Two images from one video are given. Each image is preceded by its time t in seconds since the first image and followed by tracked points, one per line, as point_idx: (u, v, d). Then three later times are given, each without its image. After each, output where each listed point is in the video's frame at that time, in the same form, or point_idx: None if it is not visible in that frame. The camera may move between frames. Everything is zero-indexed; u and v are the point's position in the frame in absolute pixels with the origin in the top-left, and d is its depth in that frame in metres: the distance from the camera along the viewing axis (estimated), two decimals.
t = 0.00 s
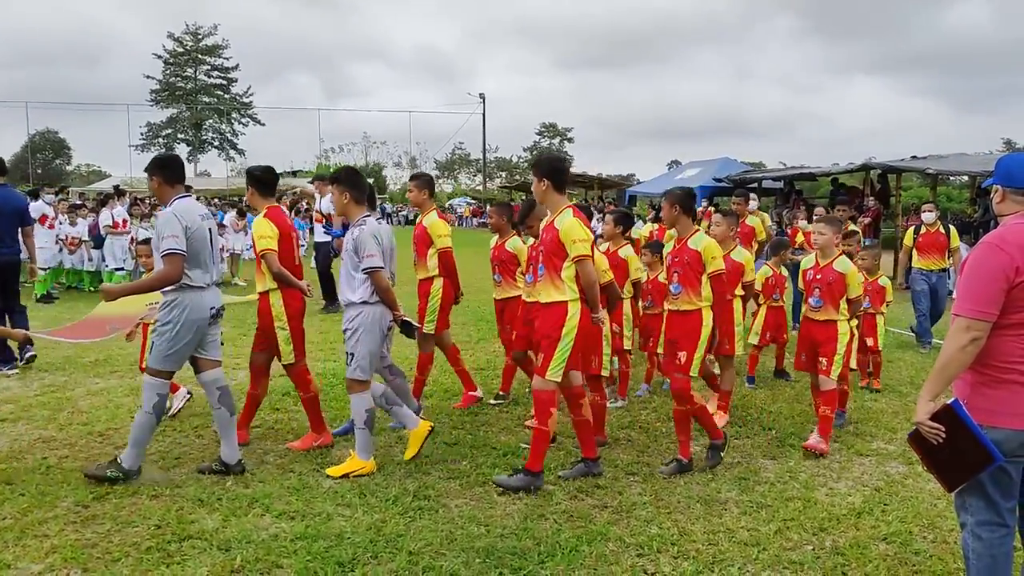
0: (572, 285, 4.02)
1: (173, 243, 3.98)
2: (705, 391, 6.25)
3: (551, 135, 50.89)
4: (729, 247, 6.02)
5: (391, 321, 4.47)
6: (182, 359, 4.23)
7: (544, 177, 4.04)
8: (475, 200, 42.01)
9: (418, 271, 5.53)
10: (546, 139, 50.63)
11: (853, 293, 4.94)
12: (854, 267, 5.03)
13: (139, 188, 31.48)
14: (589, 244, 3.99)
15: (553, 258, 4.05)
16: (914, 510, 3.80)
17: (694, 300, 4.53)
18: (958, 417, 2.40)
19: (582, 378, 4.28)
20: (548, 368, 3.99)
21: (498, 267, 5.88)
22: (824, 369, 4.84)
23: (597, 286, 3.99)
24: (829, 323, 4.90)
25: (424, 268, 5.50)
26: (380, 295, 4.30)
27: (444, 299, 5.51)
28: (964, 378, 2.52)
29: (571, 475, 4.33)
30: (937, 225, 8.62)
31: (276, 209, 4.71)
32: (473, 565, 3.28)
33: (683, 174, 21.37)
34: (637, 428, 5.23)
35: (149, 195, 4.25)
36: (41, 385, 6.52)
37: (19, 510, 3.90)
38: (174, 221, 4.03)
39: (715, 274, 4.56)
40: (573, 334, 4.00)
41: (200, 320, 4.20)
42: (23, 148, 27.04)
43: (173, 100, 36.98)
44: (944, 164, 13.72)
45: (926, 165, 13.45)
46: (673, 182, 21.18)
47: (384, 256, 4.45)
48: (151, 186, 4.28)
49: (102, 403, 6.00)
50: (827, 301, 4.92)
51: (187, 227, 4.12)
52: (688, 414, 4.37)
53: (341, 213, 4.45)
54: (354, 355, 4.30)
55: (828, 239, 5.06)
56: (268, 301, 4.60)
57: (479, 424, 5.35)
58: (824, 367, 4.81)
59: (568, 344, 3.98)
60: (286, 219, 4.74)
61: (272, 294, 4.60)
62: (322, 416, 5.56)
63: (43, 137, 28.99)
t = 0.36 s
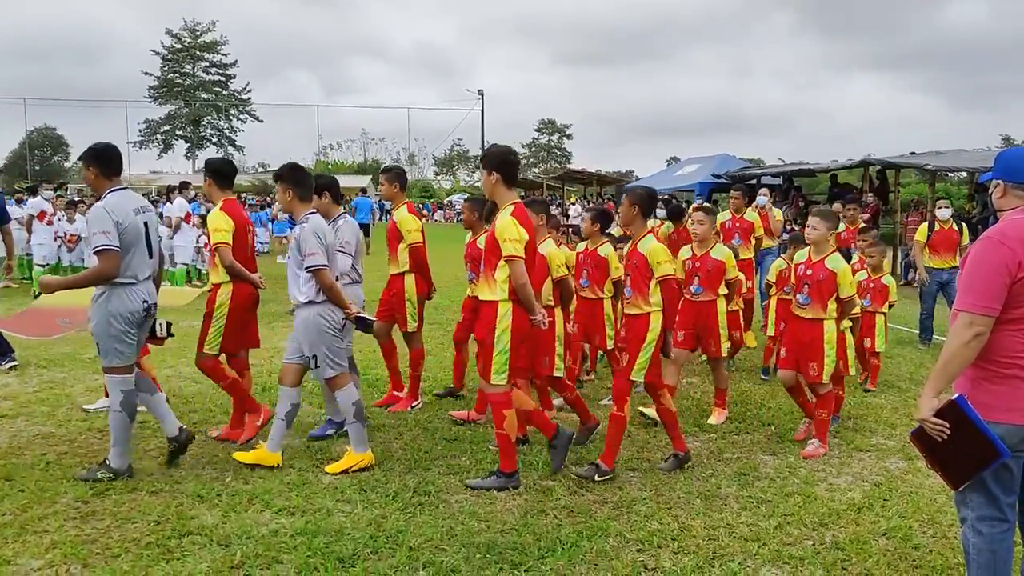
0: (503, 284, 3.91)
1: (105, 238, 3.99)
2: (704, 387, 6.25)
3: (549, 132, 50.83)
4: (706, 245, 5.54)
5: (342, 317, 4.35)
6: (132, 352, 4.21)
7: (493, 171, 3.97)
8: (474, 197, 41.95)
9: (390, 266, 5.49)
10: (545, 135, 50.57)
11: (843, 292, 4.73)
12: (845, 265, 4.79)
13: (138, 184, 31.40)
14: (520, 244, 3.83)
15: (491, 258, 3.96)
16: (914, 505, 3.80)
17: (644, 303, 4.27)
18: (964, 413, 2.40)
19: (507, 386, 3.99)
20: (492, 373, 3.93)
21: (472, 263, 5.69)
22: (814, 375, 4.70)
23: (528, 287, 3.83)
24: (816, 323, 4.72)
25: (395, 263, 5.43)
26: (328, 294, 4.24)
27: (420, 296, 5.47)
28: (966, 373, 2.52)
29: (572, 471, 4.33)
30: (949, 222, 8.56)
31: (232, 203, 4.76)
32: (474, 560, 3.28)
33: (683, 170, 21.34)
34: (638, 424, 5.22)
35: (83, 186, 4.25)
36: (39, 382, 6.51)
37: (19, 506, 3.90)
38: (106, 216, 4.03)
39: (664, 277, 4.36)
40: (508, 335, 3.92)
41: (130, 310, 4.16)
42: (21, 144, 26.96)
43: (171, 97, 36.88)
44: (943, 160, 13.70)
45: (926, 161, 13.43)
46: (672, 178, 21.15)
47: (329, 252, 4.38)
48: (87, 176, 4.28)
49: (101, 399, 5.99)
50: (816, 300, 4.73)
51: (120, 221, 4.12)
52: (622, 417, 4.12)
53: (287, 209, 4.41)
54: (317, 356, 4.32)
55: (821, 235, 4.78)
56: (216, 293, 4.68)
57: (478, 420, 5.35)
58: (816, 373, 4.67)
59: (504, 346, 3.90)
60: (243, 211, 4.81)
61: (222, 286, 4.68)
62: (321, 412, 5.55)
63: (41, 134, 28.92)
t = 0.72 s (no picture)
0: (453, 282, 3.86)
1: (48, 234, 3.97)
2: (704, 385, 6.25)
3: (548, 129, 50.78)
4: (666, 241, 5.62)
5: (278, 316, 4.35)
6: (96, 349, 4.25)
7: (432, 166, 3.97)
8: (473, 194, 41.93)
9: (357, 267, 5.28)
10: (544, 132, 50.53)
11: (823, 293, 4.56)
12: (820, 262, 4.63)
13: (137, 182, 31.36)
14: (463, 241, 3.82)
15: (435, 256, 3.95)
16: (914, 502, 3.81)
17: (595, 299, 4.15)
18: (964, 410, 2.40)
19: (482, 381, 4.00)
20: (465, 374, 3.92)
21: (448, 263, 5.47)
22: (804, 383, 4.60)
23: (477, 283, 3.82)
24: (800, 329, 4.55)
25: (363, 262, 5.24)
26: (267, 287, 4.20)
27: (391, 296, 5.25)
28: (966, 370, 2.53)
29: (573, 468, 4.33)
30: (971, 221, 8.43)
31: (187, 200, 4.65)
32: (475, 557, 3.28)
33: (682, 167, 21.33)
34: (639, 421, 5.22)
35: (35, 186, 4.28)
36: (40, 378, 6.50)
37: (20, 503, 3.90)
38: (50, 213, 4.01)
39: (614, 272, 4.07)
40: (469, 334, 3.89)
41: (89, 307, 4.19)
42: (21, 142, 26.93)
43: (170, 94, 36.81)
44: (943, 157, 13.70)
45: (926, 158, 13.42)
46: (672, 176, 21.14)
47: (271, 245, 4.35)
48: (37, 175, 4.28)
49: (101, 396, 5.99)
50: (797, 305, 4.56)
51: (65, 218, 4.10)
52: (614, 417, 4.09)
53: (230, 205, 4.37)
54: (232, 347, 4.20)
55: (790, 237, 4.64)
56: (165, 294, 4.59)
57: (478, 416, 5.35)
58: (807, 381, 4.58)
59: (469, 344, 3.88)
60: (196, 211, 4.68)
61: (171, 287, 4.58)
62: (322, 409, 5.55)
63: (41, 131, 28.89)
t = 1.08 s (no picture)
0: (393, 275, 3.84)
1: None
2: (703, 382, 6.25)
3: (548, 127, 50.76)
4: (637, 240, 5.33)
5: (227, 317, 4.30)
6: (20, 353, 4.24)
7: (369, 159, 3.91)
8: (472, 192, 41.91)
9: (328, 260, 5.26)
10: (544, 129, 50.49)
11: (786, 287, 4.38)
12: (781, 257, 4.44)
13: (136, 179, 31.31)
14: (408, 230, 3.84)
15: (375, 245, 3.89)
16: (913, 499, 3.82)
17: (544, 298, 4.07)
18: (964, 408, 2.41)
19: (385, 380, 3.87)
20: (373, 367, 3.82)
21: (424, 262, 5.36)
22: (752, 376, 4.30)
23: (420, 273, 3.85)
24: (762, 325, 4.38)
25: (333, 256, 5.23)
26: (212, 287, 4.15)
27: (355, 289, 5.18)
28: (966, 367, 2.53)
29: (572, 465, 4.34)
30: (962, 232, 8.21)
31: (137, 196, 4.60)
32: (475, 554, 3.29)
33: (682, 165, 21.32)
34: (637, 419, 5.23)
35: None
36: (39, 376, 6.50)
37: (20, 500, 3.90)
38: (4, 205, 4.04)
39: (563, 271, 4.04)
40: (407, 327, 3.88)
41: (32, 307, 4.21)
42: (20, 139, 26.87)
43: (169, 91, 36.74)
44: (943, 155, 13.71)
45: (925, 156, 13.42)
46: (671, 173, 21.14)
47: (219, 244, 4.30)
48: None
49: (99, 393, 5.98)
50: (760, 300, 4.41)
51: (18, 210, 4.14)
52: (583, 415, 4.08)
53: (174, 205, 4.33)
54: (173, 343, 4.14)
55: (746, 232, 4.42)
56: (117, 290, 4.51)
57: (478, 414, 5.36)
58: (751, 372, 4.30)
59: (394, 338, 3.82)
60: (144, 206, 4.61)
61: (122, 283, 4.50)
62: (321, 406, 5.55)
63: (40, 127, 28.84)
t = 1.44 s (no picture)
0: (328, 281, 3.78)
1: None
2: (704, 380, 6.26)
3: (547, 125, 50.72)
4: (609, 241, 4.96)
5: (161, 313, 4.24)
6: None
7: (306, 162, 3.85)
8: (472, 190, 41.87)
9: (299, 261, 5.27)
10: (544, 127, 50.45)
11: (741, 297, 4.07)
12: (740, 264, 4.11)
13: (136, 176, 31.26)
14: (343, 235, 3.74)
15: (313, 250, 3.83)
16: (913, 497, 3.82)
17: (494, 291, 3.98)
18: (963, 407, 2.40)
19: (364, 376, 3.95)
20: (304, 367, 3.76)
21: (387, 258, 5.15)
22: (701, 383, 4.11)
23: (355, 280, 3.74)
24: (715, 333, 4.10)
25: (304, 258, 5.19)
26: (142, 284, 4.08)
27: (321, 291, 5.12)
28: (966, 365, 2.53)
29: (572, 462, 4.34)
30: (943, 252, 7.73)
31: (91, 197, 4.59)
32: (475, 551, 3.29)
33: (682, 163, 21.29)
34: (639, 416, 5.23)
35: None
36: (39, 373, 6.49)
37: (20, 497, 3.90)
38: None
39: (513, 261, 4.00)
40: (341, 333, 3.79)
41: None
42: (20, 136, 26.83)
43: (169, 88, 36.67)
44: (942, 153, 13.70)
45: (925, 154, 13.40)
46: (671, 171, 21.12)
47: (151, 241, 4.23)
48: None
49: (99, 390, 5.97)
50: (714, 310, 4.11)
51: None
52: (481, 419, 3.98)
53: (111, 199, 4.30)
54: (121, 348, 4.09)
55: (704, 237, 4.13)
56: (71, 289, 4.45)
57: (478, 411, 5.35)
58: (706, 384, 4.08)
59: (321, 343, 3.74)
60: (99, 207, 4.60)
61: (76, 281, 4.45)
62: (321, 404, 5.55)
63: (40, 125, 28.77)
